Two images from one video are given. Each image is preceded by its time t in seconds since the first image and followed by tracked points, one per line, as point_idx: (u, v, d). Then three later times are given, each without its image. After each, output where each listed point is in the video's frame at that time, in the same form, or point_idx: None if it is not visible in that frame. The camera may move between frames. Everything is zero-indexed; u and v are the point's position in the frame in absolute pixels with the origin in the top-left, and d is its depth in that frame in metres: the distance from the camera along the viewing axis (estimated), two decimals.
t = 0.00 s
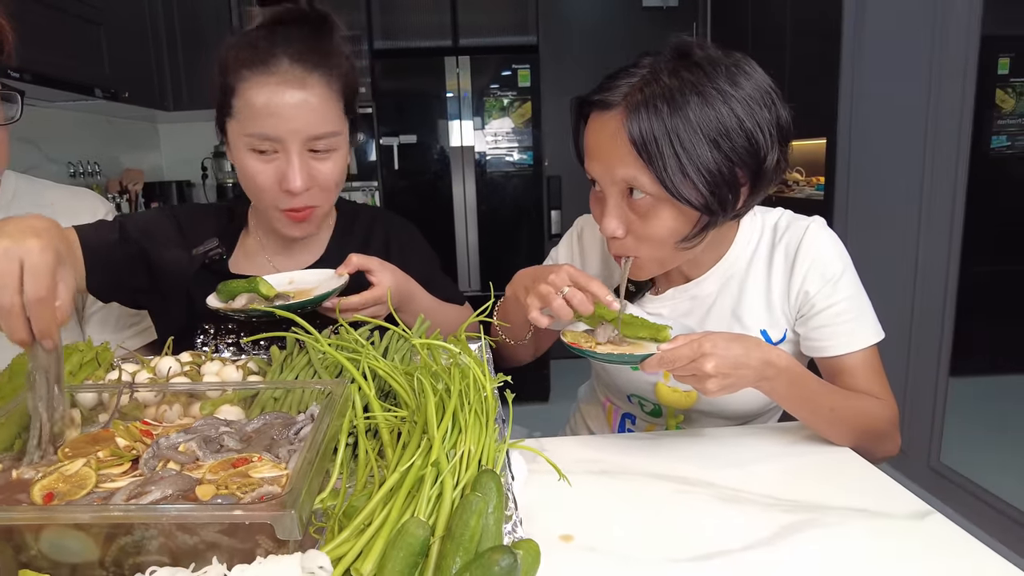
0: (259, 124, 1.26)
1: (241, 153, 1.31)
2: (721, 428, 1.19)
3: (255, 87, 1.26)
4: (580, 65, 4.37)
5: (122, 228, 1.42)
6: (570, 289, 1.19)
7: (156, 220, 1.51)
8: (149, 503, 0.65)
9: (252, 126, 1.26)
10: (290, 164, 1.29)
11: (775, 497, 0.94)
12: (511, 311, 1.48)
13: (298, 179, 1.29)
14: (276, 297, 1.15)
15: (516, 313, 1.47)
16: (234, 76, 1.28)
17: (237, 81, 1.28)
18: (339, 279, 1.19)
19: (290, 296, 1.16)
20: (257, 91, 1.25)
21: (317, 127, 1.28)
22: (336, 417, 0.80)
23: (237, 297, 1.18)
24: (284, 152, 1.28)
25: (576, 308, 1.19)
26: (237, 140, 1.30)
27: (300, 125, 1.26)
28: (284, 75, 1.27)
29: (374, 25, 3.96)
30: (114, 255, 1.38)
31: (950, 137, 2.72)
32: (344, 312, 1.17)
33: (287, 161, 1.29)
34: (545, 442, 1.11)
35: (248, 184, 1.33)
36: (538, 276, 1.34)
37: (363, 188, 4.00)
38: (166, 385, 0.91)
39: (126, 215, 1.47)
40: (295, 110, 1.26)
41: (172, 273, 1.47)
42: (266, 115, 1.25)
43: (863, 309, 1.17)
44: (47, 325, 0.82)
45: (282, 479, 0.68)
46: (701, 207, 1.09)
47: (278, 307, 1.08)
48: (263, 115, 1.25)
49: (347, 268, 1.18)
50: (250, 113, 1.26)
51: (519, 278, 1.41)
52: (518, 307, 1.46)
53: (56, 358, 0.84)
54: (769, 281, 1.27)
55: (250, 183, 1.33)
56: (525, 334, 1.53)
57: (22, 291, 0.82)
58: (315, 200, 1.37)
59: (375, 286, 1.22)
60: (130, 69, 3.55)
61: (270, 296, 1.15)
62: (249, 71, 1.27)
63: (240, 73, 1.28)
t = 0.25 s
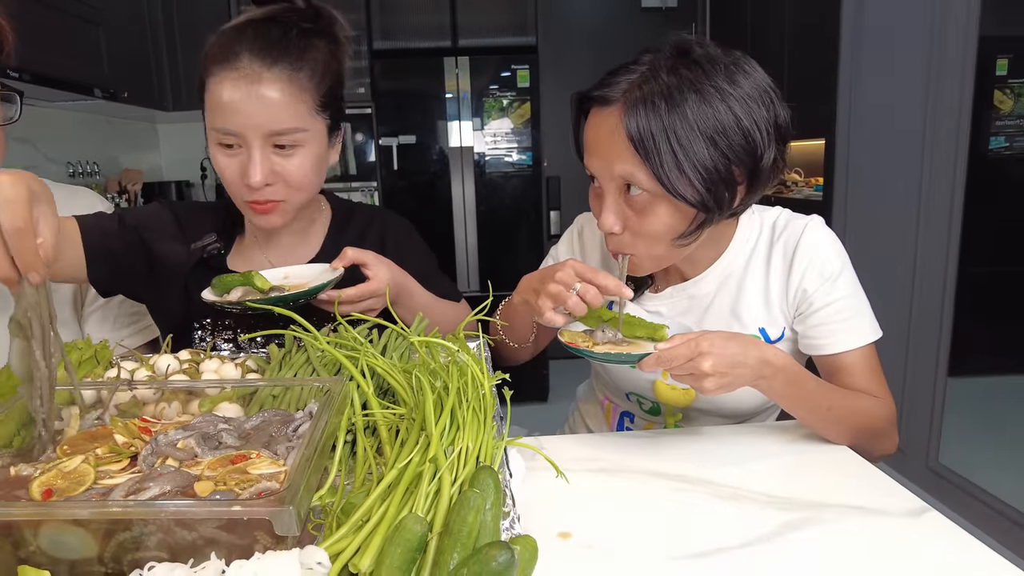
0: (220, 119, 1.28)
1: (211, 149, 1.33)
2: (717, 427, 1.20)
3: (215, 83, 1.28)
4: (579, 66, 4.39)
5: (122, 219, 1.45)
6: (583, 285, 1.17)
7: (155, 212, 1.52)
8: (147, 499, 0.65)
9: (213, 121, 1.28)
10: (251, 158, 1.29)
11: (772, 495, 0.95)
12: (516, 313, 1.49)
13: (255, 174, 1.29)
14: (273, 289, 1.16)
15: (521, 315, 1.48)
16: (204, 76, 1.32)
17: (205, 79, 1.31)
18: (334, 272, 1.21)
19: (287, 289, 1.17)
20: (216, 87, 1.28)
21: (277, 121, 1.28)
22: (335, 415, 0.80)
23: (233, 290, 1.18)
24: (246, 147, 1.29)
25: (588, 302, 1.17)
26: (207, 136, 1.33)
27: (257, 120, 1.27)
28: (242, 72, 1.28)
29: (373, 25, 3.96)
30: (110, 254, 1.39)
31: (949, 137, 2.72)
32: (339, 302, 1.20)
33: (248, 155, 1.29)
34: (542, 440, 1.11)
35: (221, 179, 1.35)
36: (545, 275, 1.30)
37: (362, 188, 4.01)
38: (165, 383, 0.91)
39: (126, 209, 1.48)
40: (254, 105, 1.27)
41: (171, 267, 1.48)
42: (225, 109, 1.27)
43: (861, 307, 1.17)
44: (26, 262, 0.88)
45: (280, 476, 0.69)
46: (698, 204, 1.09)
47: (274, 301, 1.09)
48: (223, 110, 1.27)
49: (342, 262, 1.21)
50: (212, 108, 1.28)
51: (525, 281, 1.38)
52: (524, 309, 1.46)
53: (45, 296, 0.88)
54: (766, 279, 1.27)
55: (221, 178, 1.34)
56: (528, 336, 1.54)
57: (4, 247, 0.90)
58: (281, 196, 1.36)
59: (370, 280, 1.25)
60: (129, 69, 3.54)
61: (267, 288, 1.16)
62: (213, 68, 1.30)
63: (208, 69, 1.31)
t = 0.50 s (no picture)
0: (203, 120, 1.29)
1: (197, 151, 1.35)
2: (713, 428, 1.20)
3: (197, 85, 1.29)
4: (578, 68, 4.40)
5: (122, 229, 1.46)
6: (589, 292, 1.18)
7: (151, 219, 1.53)
8: (146, 501, 0.65)
9: (197, 123, 1.30)
10: (235, 158, 1.30)
11: (766, 497, 0.95)
12: (517, 322, 1.49)
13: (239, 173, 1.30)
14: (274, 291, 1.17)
15: (522, 323, 1.48)
16: (187, 78, 1.33)
17: (190, 80, 1.32)
18: (335, 274, 1.22)
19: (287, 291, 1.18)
20: (198, 88, 1.29)
21: (260, 120, 1.29)
22: (332, 417, 0.81)
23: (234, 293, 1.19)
24: (230, 147, 1.30)
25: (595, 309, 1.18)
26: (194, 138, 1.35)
27: (240, 119, 1.28)
28: (222, 74, 1.29)
29: (372, 27, 3.97)
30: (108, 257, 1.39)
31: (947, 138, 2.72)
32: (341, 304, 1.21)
33: (232, 155, 1.31)
34: (539, 442, 1.12)
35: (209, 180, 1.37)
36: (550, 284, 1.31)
37: (362, 190, 4.02)
38: (164, 385, 0.92)
39: (123, 218, 1.49)
40: (236, 105, 1.28)
41: (170, 272, 1.49)
42: (207, 110, 1.28)
43: (856, 309, 1.18)
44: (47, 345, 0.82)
45: (277, 478, 0.69)
46: (696, 203, 1.09)
47: (273, 303, 1.10)
48: (206, 111, 1.28)
49: (342, 263, 1.22)
50: (195, 110, 1.30)
51: (529, 290, 1.39)
52: (525, 316, 1.46)
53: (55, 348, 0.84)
54: (763, 280, 1.28)
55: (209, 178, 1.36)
56: (529, 340, 1.55)
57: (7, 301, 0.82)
58: (269, 196, 1.37)
59: (371, 282, 1.26)
60: (128, 71, 3.54)
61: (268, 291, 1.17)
62: (196, 70, 1.31)
63: (192, 71, 1.32)
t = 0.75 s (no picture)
0: (198, 125, 1.30)
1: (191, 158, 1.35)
2: (709, 432, 1.22)
3: (192, 90, 1.31)
4: (578, 71, 4.41)
5: (120, 237, 1.46)
6: (588, 294, 1.20)
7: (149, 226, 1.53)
8: (149, 506, 0.66)
9: (191, 129, 1.31)
10: (228, 164, 1.30)
11: (761, 501, 0.96)
12: (516, 325, 1.50)
13: (233, 179, 1.30)
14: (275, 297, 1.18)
15: (521, 327, 1.50)
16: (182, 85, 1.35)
17: (185, 87, 1.34)
18: (335, 279, 1.22)
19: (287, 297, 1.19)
20: (192, 94, 1.30)
21: (253, 125, 1.30)
22: (332, 422, 0.82)
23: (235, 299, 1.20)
24: (223, 153, 1.31)
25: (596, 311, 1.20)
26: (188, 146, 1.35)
27: (233, 124, 1.29)
28: (217, 79, 1.31)
29: (372, 29, 3.98)
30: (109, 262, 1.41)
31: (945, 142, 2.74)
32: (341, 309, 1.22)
33: (225, 160, 1.31)
34: (536, 446, 1.13)
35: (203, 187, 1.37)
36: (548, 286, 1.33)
37: (362, 193, 4.04)
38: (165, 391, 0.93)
39: (119, 225, 1.49)
40: (229, 109, 1.29)
41: (169, 278, 1.50)
42: (202, 116, 1.29)
43: (852, 314, 1.19)
44: (45, 414, 0.73)
45: (278, 483, 0.70)
46: (694, 209, 1.10)
47: (274, 310, 1.10)
48: (200, 116, 1.29)
49: (341, 269, 1.23)
50: (189, 115, 1.31)
51: (528, 292, 1.40)
52: (525, 319, 1.48)
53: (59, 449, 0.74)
54: (760, 286, 1.29)
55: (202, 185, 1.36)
56: (529, 344, 1.56)
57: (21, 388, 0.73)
58: (262, 203, 1.37)
59: (370, 286, 1.27)
60: (128, 74, 3.55)
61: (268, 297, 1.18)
62: (191, 76, 1.33)
63: (186, 77, 1.35)
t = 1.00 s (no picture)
0: (197, 129, 1.31)
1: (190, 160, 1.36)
2: (705, 435, 1.22)
3: (191, 94, 1.32)
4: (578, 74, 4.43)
5: (119, 244, 1.47)
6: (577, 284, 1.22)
7: (148, 232, 1.54)
8: (149, 509, 0.67)
9: (190, 132, 1.31)
10: (226, 166, 1.31)
11: (756, 504, 0.97)
12: (514, 328, 1.51)
13: (231, 181, 1.30)
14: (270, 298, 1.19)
15: (519, 328, 1.50)
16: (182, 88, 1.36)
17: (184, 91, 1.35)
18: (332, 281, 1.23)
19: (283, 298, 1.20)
20: (192, 98, 1.31)
21: (252, 128, 1.31)
22: (330, 425, 0.83)
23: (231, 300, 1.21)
24: (222, 156, 1.31)
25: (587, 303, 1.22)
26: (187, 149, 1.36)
27: (232, 127, 1.30)
28: (216, 83, 1.32)
29: (372, 33, 3.99)
30: (110, 267, 1.42)
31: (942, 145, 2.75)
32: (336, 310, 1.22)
33: (224, 163, 1.31)
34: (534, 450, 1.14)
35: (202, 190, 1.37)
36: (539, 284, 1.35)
37: (362, 196, 4.07)
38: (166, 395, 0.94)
39: (118, 232, 1.49)
40: (228, 113, 1.30)
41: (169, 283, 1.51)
42: (201, 120, 1.29)
43: (846, 319, 1.19)
44: (62, 458, 0.77)
45: (277, 486, 0.71)
46: (692, 221, 1.11)
47: (269, 310, 1.11)
48: (199, 120, 1.30)
49: (337, 270, 1.22)
50: (189, 119, 1.31)
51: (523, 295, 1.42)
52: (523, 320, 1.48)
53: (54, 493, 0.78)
54: (756, 290, 1.30)
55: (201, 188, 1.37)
56: (528, 347, 1.56)
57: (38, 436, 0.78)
58: (261, 205, 1.37)
59: (366, 289, 1.28)
60: (129, 78, 3.57)
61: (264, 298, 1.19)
62: (191, 80, 1.34)
63: (186, 81, 1.36)
